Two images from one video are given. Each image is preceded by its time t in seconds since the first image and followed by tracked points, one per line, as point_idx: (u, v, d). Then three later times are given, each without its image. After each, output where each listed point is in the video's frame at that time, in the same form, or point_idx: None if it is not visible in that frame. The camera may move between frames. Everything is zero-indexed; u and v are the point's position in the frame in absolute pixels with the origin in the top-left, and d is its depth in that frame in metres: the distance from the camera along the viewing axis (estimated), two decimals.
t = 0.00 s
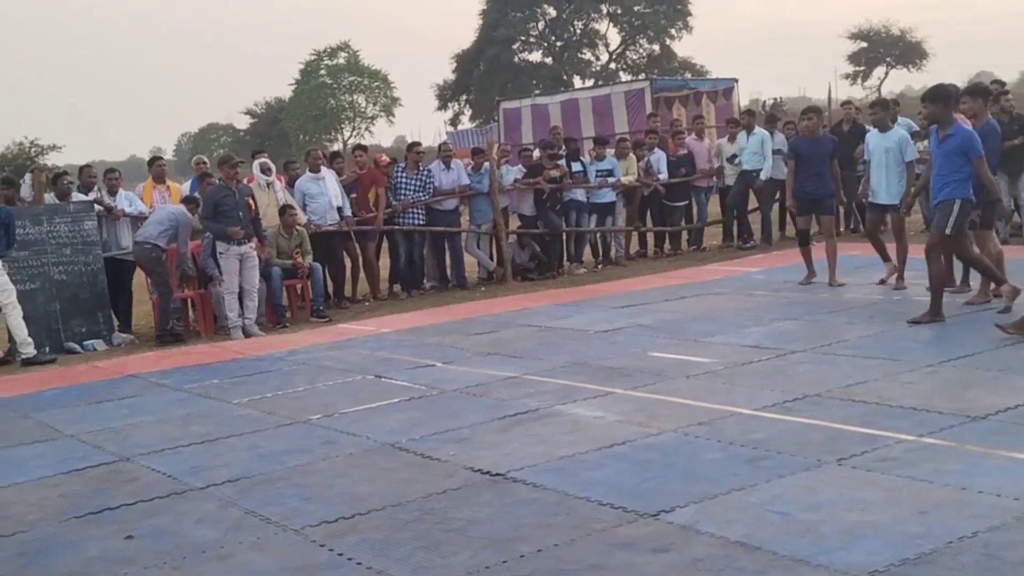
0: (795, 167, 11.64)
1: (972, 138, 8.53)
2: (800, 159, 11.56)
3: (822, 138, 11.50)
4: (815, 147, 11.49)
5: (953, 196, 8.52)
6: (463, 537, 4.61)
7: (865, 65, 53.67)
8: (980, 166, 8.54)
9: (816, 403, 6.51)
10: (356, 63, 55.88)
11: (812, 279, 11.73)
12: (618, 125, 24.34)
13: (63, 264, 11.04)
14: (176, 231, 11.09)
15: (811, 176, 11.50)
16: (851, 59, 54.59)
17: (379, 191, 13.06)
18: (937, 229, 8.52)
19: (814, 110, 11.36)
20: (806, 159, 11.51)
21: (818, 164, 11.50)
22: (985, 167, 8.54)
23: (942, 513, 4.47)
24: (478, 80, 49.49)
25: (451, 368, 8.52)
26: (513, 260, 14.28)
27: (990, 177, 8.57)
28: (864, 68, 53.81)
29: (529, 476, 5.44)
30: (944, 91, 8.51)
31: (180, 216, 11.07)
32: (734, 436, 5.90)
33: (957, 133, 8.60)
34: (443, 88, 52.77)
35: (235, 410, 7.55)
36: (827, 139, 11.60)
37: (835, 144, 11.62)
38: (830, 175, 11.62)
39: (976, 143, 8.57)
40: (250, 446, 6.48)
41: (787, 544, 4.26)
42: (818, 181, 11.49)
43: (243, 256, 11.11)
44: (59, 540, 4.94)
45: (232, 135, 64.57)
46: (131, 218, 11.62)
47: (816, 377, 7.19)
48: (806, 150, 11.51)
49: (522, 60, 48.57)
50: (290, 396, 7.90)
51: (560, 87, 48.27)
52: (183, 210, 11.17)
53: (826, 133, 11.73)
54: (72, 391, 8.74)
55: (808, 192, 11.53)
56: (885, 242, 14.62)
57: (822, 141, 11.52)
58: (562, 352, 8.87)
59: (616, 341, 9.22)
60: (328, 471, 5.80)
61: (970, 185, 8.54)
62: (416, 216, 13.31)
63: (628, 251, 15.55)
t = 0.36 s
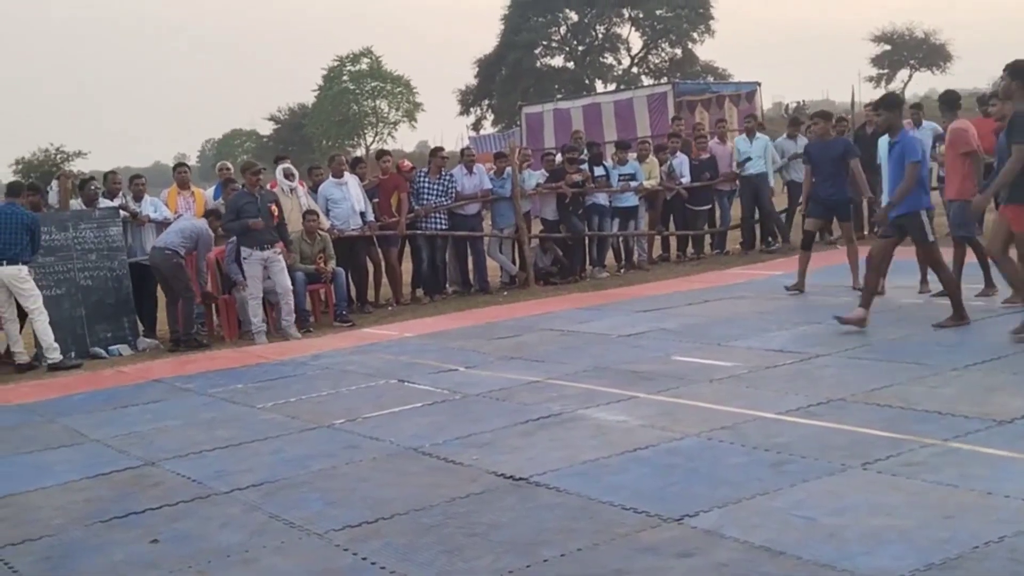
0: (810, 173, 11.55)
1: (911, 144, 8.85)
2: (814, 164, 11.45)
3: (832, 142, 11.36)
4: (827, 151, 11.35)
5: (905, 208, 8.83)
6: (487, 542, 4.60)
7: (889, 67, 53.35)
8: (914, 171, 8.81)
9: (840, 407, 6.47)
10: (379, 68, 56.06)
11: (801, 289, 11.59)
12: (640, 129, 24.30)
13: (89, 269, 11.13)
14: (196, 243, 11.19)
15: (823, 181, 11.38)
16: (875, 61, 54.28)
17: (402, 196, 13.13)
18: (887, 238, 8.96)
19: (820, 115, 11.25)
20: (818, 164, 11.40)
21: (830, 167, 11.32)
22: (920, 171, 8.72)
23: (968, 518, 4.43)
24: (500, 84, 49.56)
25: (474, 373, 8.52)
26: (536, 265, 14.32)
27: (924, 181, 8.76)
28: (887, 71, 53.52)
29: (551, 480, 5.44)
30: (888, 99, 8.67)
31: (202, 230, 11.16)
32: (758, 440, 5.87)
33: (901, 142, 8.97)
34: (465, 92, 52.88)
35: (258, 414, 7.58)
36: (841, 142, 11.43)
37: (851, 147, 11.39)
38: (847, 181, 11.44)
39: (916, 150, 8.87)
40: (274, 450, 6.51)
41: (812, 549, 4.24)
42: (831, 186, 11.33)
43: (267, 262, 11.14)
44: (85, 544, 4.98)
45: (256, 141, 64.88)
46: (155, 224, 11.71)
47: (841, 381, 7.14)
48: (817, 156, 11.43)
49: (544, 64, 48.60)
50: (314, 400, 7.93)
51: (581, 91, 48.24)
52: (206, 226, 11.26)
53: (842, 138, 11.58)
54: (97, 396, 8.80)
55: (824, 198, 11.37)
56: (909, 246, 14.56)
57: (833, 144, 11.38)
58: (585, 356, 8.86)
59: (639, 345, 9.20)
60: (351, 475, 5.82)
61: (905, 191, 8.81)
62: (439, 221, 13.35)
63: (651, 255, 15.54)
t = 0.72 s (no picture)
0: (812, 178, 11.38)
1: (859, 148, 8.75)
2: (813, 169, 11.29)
3: (825, 144, 11.19)
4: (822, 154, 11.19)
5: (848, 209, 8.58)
6: (514, 545, 4.60)
7: (917, 66, 52.92)
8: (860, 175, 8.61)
9: (869, 410, 6.42)
10: (404, 70, 56.17)
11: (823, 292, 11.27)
12: (666, 130, 24.24)
13: (117, 272, 11.22)
14: (217, 239, 11.19)
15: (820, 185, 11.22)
16: (902, 60, 53.87)
17: (427, 198, 13.17)
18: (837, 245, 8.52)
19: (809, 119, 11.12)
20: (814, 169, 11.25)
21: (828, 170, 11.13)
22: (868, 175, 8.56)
23: (1000, 522, 4.39)
24: (525, 86, 49.57)
25: (500, 374, 8.53)
26: (561, 266, 14.28)
27: (871, 186, 8.57)
28: (915, 70, 53.08)
29: (578, 483, 5.43)
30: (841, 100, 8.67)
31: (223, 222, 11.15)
32: (786, 443, 5.84)
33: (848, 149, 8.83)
34: (491, 94, 52.95)
35: (286, 416, 7.62)
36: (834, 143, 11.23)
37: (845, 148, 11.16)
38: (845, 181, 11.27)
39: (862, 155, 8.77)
40: (302, 452, 6.54)
41: (841, 553, 4.21)
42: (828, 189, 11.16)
43: (304, 264, 11.11)
44: (115, 545, 5.02)
45: (282, 142, 65.20)
46: (183, 226, 11.78)
47: (869, 383, 7.10)
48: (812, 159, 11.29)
49: (569, 65, 48.56)
50: (341, 402, 7.96)
51: (607, 91, 48.14)
52: (224, 217, 11.22)
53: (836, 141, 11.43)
54: (127, 397, 8.87)
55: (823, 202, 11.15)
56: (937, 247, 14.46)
57: (826, 146, 11.22)
58: (611, 358, 8.85)
59: (666, 347, 9.16)
60: (378, 478, 5.83)
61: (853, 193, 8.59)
62: (464, 222, 13.37)
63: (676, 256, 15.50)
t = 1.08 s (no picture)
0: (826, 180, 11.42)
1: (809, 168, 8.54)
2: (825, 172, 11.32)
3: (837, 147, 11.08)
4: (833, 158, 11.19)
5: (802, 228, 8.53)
6: (542, 546, 4.60)
7: (948, 67, 52.48)
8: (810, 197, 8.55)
9: (899, 412, 6.37)
10: (430, 72, 56.31)
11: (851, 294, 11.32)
12: (694, 132, 24.16)
13: (148, 273, 11.31)
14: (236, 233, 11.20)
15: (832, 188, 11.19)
16: (933, 60, 53.43)
17: (454, 200, 13.19)
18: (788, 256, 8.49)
19: (822, 121, 10.97)
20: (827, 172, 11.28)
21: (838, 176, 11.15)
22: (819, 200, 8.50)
23: None
24: (552, 87, 49.56)
25: (527, 377, 8.53)
26: (588, 268, 14.29)
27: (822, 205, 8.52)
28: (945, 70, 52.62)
29: (606, 485, 5.42)
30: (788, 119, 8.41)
31: (239, 218, 11.12)
32: (816, 446, 5.81)
33: (796, 165, 8.62)
34: (517, 96, 52.99)
35: (315, 417, 7.65)
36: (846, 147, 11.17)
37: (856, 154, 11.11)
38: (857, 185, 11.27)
39: (812, 174, 8.55)
40: (330, 453, 6.57)
41: (872, 556, 4.18)
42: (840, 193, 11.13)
43: (341, 265, 11.19)
44: (147, 545, 5.07)
45: (310, 145, 65.53)
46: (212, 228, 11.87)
47: (900, 386, 7.04)
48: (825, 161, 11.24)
49: (595, 66, 48.49)
50: (369, 403, 7.98)
51: (634, 93, 48.00)
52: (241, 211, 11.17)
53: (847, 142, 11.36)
54: (157, 398, 8.94)
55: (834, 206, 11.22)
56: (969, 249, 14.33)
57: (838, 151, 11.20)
58: (639, 360, 8.83)
59: (694, 349, 9.13)
60: (406, 479, 5.85)
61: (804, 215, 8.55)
62: (490, 224, 13.37)
63: (705, 258, 15.46)
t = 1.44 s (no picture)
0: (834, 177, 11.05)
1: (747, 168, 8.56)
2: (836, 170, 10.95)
3: (852, 147, 10.72)
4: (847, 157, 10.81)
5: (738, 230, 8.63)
6: (568, 545, 4.61)
7: (976, 66, 52.07)
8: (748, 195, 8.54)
9: (928, 414, 6.32)
10: (456, 73, 56.35)
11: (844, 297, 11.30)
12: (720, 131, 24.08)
13: (176, 273, 11.40)
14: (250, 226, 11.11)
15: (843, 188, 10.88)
16: (961, 59, 52.98)
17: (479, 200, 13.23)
18: (733, 263, 8.62)
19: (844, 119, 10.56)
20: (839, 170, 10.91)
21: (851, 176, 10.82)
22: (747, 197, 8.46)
23: None
24: (577, 87, 49.54)
25: (553, 376, 8.53)
26: (613, 267, 14.29)
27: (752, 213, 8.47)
28: (975, 69, 52.18)
29: (632, 485, 5.42)
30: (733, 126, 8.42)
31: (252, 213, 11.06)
32: (843, 447, 5.78)
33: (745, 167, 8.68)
34: (542, 96, 53.03)
35: (341, 416, 7.68)
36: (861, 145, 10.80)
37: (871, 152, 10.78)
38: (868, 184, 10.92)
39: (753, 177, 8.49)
40: (357, 451, 6.60)
41: (901, 557, 4.15)
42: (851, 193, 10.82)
43: (368, 264, 11.23)
44: (175, 542, 5.10)
45: (335, 145, 65.77)
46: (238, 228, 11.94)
47: (928, 386, 6.99)
48: (837, 160, 10.88)
49: (620, 66, 48.41)
50: (395, 402, 8.01)
51: (659, 93, 47.88)
52: (255, 205, 11.10)
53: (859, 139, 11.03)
54: (185, 397, 9.00)
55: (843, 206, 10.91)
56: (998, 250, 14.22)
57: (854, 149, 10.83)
58: (664, 360, 8.81)
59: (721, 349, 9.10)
60: (433, 477, 5.86)
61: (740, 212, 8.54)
62: (516, 225, 13.38)
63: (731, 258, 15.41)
